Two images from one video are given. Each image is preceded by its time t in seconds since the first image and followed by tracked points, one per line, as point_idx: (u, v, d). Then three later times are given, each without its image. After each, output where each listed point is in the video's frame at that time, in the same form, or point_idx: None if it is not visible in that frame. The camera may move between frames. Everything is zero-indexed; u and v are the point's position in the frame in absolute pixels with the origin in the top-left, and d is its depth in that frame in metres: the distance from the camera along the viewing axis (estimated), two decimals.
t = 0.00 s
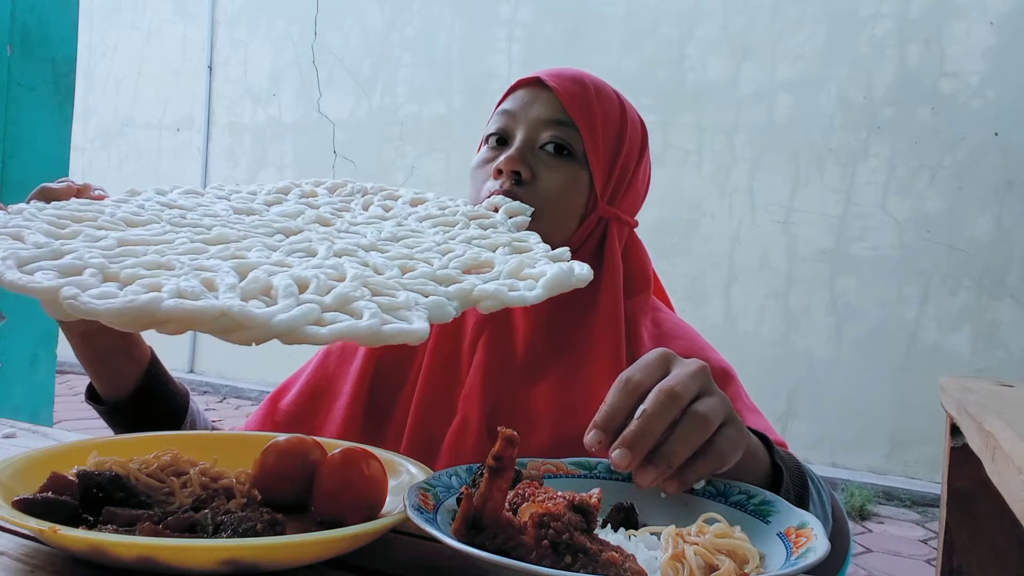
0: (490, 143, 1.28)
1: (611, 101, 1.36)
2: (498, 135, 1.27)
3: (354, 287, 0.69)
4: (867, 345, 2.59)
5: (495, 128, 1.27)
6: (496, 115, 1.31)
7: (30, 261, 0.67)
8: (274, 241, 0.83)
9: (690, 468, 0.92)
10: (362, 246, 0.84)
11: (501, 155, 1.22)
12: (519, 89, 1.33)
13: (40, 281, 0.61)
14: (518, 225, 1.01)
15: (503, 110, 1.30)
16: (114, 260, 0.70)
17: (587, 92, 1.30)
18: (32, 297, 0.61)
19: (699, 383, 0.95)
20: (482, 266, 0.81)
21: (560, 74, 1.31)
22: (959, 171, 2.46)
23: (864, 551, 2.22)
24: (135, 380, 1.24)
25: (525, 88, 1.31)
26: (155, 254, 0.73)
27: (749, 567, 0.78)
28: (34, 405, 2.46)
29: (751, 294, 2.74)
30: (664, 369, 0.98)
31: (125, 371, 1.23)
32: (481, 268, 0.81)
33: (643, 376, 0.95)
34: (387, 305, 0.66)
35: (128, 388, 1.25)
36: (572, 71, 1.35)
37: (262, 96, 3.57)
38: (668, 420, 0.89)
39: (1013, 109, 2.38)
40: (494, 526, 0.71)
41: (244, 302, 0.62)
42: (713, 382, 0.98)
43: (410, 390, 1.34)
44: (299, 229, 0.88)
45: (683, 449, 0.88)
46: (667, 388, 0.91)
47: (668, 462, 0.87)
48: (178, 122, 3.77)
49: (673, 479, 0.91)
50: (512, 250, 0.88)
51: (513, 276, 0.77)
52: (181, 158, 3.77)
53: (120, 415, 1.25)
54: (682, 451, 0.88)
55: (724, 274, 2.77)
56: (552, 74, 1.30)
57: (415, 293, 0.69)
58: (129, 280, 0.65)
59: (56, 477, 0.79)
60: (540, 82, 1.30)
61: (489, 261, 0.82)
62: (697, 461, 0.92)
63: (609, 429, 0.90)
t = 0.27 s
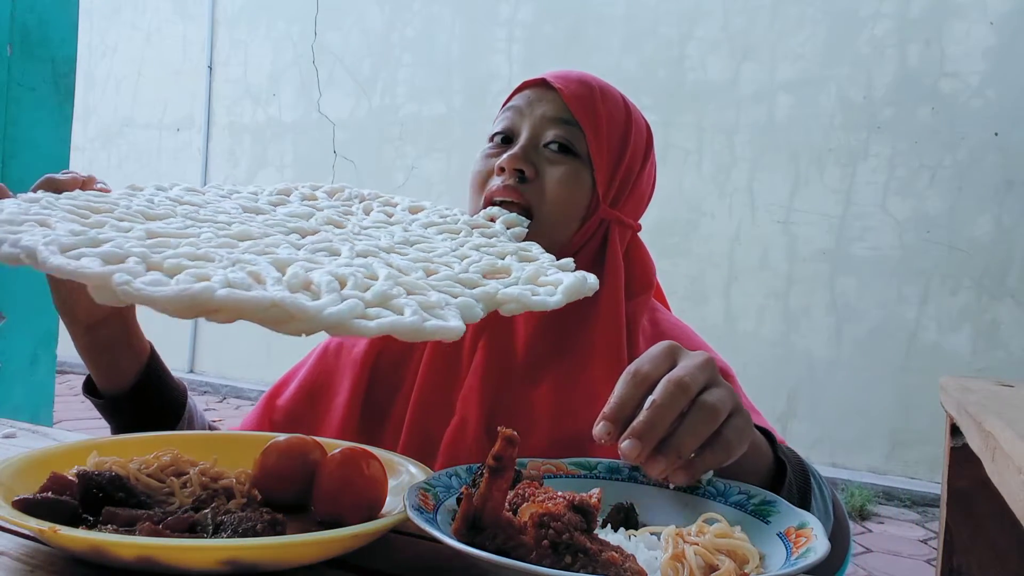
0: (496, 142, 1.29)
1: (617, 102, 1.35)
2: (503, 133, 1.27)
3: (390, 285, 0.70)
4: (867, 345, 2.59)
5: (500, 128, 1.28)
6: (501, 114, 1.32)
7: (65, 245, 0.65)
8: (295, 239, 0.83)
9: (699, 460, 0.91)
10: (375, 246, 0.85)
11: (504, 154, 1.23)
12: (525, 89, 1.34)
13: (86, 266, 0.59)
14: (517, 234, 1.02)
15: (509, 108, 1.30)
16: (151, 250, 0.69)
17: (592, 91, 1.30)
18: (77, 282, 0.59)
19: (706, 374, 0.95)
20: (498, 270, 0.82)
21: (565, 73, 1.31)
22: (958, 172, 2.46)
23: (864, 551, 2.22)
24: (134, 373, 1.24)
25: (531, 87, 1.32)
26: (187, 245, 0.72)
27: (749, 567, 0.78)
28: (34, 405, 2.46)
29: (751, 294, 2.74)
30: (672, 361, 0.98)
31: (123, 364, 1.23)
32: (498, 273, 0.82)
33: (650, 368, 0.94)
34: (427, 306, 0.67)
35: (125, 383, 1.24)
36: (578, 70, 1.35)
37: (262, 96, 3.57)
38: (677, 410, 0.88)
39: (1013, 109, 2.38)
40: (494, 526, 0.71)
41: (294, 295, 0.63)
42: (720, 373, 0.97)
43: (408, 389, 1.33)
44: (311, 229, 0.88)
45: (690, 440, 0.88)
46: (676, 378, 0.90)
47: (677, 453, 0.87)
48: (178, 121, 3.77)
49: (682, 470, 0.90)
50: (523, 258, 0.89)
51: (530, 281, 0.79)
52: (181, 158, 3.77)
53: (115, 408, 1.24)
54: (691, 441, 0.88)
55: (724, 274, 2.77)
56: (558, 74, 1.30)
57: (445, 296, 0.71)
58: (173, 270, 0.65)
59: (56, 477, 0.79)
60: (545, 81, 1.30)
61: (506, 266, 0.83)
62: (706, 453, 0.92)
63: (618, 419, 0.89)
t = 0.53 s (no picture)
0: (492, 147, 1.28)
1: (614, 104, 1.35)
2: (497, 140, 1.27)
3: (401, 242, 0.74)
4: (867, 345, 2.59)
5: (496, 133, 1.28)
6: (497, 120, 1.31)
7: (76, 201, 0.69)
8: (303, 215, 0.85)
9: (703, 462, 0.90)
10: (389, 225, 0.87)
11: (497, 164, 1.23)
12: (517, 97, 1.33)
13: (106, 215, 0.63)
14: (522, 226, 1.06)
15: (504, 114, 1.30)
16: (167, 208, 0.72)
17: (586, 95, 1.30)
18: (98, 231, 0.63)
19: (711, 376, 0.95)
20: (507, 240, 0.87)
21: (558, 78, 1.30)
22: (958, 172, 2.46)
23: (864, 551, 2.22)
24: (137, 360, 1.23)
25: (525, 93, 1.31)
26: (203, 208, 0.75)
27: (749, 567, 0.78)
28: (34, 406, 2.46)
29: (751, 294, 2.74)
30: (676, 364, 0.98)
31: (126, 353, 1.23)
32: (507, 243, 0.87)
33: (655, 370, 0.94)
34: (438, 255, 0.71)
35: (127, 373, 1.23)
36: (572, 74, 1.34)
37: (262, 96, 3.57)
38: (682, 412, 0.88)
39: (1013, 110, 2.38)
40: (493, 526, 0.71)
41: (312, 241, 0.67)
42: (725, 376, 0.98)
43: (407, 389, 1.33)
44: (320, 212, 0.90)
45: (696, 442, 0.88)
46: (683, 380, 0.91)
47: (683, 455, 0.86)
48: (178, 121, 3.77)
49: (687, 472, 0.89)
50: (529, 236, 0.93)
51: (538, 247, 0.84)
52: (181, 158, 3.77)
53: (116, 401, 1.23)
54: (697, 442, 0.88)
55: (724, 274, 2.77)
56: (551, 78, 1.30)
57: (459, 253, 0.75)
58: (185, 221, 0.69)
59: (56, 477, 0.79)
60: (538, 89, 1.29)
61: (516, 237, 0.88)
62: (711, 454, 0.91)
63: (623, 420, 0.89)
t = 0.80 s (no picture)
0: (490, 147, 1.28)
1: (613, 105, 1.35)
2: (496, 141, 1.27)
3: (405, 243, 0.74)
4: (868, 345, 2.59)
5: (494, 133, 1.28)
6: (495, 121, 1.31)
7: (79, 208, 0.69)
8: (304, 216, 0.85)
9: (705, 461, 0.91)
10: (388, 226, 0.86)
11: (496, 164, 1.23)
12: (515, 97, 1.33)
13: (111, 220, 0.64)
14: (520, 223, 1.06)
15: (502, 115, 1.30)
16: (170, 212, 0.73)
17: (584, 95, 1.30)
18: (101, 236, 0.63)
19: (714, 375, 0.95)
20: (508, 240, 0.86)
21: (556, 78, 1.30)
22: (958, 172, 2.46)
23: (864, 551, 2.22)
24: (135, 366, 1.23)
25: (522, 95, 1.31)
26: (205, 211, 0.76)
27: (749, 567, 0.78)
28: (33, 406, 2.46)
29: (751, 294, 2.73)
30: (679, 363, 0.98)
31: (124, 358, 1.23)
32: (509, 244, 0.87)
33: (657, 369, 0.94)
34: (443, 256, 0.72)
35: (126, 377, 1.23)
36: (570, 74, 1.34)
37: (262, 96, 3.57)
38: (685, 411, 0.89)
39: (1013, 109, 2.38)
40: (493, 526, 0.71)
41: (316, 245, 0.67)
42: (727, 375, 0.98)
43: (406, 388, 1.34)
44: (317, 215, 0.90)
45: (698, 440, 0.88)
46: (686, 378, 0.91)
47: (685, 453, 0.87)
48: (178, 122, 3.78)
49: (688, 470, 0.90)
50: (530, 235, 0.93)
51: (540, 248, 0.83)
52: (181, 158, 3.77)
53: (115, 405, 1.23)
54: (699, 441, 0.88)
55: (724, 274, 2.77)
56: (548, 79, 1.29)
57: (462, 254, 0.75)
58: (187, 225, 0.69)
59: (56, 478, 0.79)
60: (536, 90, 1.29)
61: (517, 237, 0.87)
62: (713, 453, 0.91)
63: (625, 420, 0.89)
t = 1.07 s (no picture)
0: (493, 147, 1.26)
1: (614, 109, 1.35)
2: (500, 141, 1.25)
3: (377, 267, 0.71)
4: (868, 345, 2.59)
5: (498, 133, 1.26)
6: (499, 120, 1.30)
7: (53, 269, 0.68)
8: (282, 232, 0.83)
9: (704, 461, 0.91)
10: (368, 231, 0.84)
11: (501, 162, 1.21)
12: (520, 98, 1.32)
13: (76, 287, 0.63)
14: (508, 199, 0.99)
15: (505, 116, 1.29)
16: (140, 260, 0.71)
17: (589, 98, 1.30)
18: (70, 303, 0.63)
19: (715, 376, 0.95)
20: (485, 237, 0.81)
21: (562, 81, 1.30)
22: (958, 172, 2.46)
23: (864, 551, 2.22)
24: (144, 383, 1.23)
25: (526, 96, 1.31)
26: (173, 252, 0.74)
27: (749, 567, 0.78)
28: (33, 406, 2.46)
29: (751, 293, 2.73)
30: (680, 364, 0.98)
31: (132, 376, 1.23)
32: (487, 239, 0.81)
33: (660, 370, 0.94)
34: (415, 279, 0.68)
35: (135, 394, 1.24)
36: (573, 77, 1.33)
37: (262, 96, 3.57)
38: (687, 411, 0.88)
39: (1013, 109, 2.38)
40: (494, 526, 0.71)
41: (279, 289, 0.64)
42: (728, 375, 0.97)
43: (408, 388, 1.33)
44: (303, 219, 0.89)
45: (700, 440, 0.88)
46: (688, 379, 0.91)
47: (687, 452, 0.87)
48: (178, 122, 3.78)
49: (688, 470, 0.90)
50: (513, 224, 0.87)
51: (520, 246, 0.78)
52: (181, 158, 3.77)
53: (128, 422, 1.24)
54: (700, 440, 0.88)
55: (724, 274, 2.77)
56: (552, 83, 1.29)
57: (433, 268, 0.70)
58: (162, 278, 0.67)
59: (56, 477, 0.79)
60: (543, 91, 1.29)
61: (496, 233, 0.81)
62: (712, 453, 0.91)
63: (628, 419, 0.88)
